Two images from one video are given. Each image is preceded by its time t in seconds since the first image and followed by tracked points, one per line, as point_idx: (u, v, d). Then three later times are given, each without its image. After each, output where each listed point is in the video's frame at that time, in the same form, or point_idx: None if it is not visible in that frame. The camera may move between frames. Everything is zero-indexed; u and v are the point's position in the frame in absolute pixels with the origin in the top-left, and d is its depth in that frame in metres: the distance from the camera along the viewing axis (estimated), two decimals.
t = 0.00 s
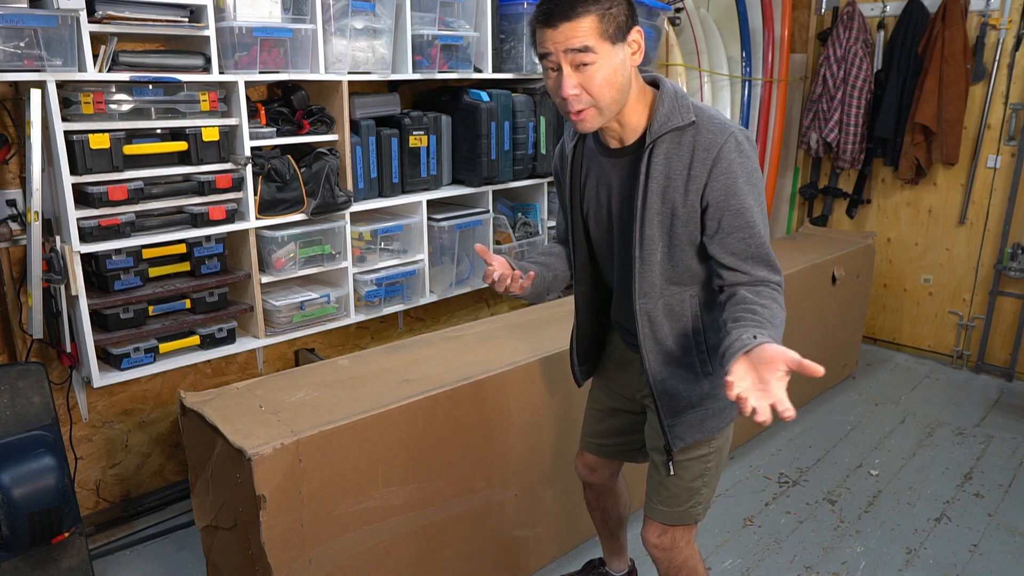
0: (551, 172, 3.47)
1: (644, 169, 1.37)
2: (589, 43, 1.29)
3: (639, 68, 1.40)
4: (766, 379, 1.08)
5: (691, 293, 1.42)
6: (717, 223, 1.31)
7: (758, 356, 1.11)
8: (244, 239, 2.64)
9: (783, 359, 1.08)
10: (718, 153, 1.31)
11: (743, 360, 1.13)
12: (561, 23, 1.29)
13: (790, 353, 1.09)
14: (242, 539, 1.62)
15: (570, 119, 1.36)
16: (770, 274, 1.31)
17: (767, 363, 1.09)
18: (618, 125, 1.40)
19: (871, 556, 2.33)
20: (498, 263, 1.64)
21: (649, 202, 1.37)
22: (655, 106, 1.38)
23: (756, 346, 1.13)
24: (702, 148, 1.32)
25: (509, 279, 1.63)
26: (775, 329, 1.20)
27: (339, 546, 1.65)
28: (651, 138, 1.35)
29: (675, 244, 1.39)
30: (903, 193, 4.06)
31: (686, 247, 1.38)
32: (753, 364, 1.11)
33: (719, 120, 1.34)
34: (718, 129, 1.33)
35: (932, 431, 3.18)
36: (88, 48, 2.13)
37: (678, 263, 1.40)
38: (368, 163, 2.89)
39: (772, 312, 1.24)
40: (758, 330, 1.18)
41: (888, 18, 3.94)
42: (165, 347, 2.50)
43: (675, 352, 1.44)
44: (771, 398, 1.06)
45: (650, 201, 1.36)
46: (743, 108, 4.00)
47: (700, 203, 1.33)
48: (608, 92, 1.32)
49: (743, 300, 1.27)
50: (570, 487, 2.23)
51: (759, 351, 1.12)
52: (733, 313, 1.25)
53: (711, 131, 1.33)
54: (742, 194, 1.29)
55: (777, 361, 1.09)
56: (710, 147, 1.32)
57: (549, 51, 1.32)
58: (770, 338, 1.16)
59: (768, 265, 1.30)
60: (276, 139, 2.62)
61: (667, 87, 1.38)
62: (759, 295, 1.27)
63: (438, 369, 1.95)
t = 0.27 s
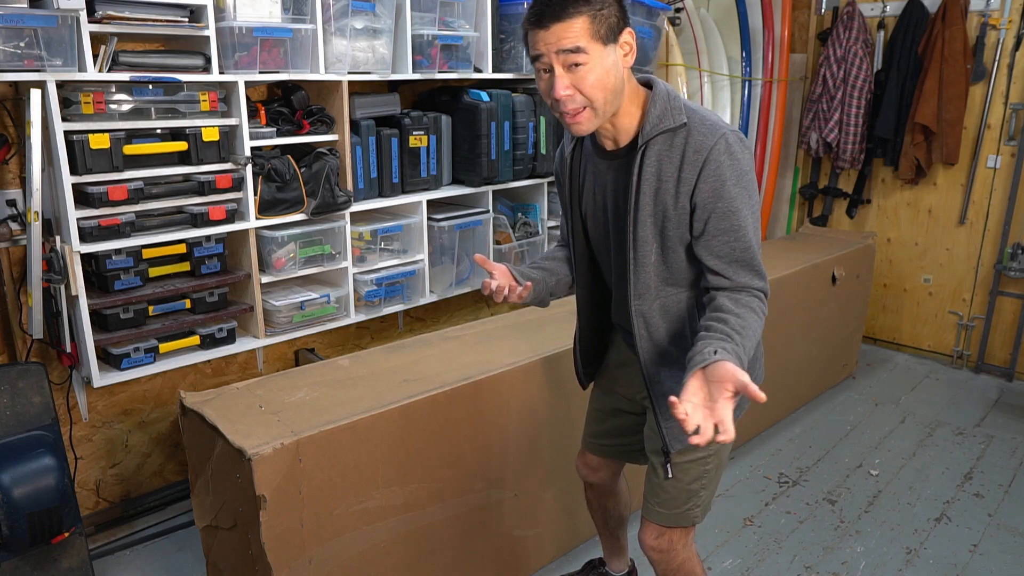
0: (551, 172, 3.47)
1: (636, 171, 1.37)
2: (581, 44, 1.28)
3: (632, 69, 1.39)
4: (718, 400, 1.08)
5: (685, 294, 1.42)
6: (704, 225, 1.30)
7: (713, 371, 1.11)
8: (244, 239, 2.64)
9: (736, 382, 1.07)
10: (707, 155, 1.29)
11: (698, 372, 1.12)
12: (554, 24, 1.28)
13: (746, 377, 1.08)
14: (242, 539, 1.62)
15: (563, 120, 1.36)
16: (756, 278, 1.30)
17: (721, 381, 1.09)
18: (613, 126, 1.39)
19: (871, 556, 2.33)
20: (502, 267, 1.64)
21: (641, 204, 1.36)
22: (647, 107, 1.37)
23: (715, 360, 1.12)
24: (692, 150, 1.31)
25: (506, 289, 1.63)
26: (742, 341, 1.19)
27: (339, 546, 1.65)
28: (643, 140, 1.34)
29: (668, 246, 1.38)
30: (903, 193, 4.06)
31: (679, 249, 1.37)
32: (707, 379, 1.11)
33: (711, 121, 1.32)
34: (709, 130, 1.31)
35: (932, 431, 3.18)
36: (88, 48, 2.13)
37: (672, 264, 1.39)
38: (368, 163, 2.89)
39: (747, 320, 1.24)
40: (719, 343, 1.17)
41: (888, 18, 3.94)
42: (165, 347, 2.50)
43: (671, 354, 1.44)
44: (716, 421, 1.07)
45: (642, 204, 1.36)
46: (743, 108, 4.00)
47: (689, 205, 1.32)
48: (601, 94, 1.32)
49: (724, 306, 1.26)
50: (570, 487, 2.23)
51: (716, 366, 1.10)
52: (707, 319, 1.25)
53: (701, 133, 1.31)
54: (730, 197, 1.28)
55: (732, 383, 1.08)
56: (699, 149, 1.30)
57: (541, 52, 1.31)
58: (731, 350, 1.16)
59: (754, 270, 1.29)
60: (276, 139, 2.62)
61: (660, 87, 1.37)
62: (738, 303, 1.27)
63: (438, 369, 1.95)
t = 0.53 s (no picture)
0: (551, 172, 3.47)
1: (634, 171, 1.37)
2: (578, 45, 1.28)
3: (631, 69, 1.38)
4: (696, 396, 1.09)
5: (684, 294, 1.41)
6: (700, 225, 1.30)
7: (693, 368, 1.11)
8: (244, 239, 2.64)
9: (715, 380, 1.07)
10: (703, 155, 1.29)
11: (679, 368, 1.13)
12: (552, 24, 1.28)
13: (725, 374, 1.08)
14: (242, 539, 1.62)
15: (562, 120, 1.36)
16: (750, 279, 1.30)
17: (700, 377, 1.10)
18: (612, 125, 1.39)
19: (871, 556, 2.33)
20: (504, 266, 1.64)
21: (639, 204, 1.36)
22: (646, 106, 1.37)
23: (697, 357, 1.12)
24: (689, 149, 1.31)
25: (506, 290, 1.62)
26: (729, 342, 1.19)
27: (339, 546, 1.65)
28: (641, 140, 1.34)
29: (666, 246, 1.38)
30: (903, 193, 4.06)
31: (677, 249, 1.37)
32: (687, 375, 1.11)
33: (708, 120, 1.32)
34: (706, 129, 1.31)
35: (932, 431, 3.18)
36: (88, 48, 2.13)
37: (671, 264, 1.39)
38: (368, 162, 2.89)
39: (737, 321, 1.24)
40: (704, 341, 1.17)
41: (888, 18, 3.94)
42: (165, 347, 2.50)
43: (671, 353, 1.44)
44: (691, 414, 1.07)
45: (640, 203, 1.36)
46: (743, 107, 4.00)
47: (686, 205, 1.32)
48: (598, 94, 1.31)
49: (717, 306, 1.26)
50: (570, 487, 2.22)
51: (697, 362, 1.11)
52: (698, 319, 1.25)
53: (698, 132, 1.31)
54: (726, 197, 1.27)
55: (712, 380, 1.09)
56: (696, 148, 1.30)
57: (538, 53, 1.31)
58: (716, 350, 1.16)
59: (749, 269, 1.29)
60: (276, 139, 2.62)
61: (659, 86, 1.37)
62: (732, 303, 1.27)
63: (438, 368, 1.95)
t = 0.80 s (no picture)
0: (552, 172, 3.47)
1: (634, 172, 1.37)
2: (576, 46, 1.28)
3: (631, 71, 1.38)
4: (690, 404, 1.08)
5: (685, 294, 1.41)
6: (700, 226, 1.30)
7: (688, 375, 1.11)
8: (245, 239, 2.64)
9: (708, 386, 1.07)
10: (703, 156, 1.29)
11: (674, 375, 1.12)
12: (552, 24, 1.28)
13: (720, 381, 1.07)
14: (242, 539, 1.62)
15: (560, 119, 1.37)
16: (751, 281, 1.30)
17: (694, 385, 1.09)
18: (611, 126, 1.39)
19: (871, 556, 2.33)
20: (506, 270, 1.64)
21: (639, 205, 1.36)
22: (645, 108, 1.37)
23: (692, 363, 1.12)
24: (689, 150, 1.31)
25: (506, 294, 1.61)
26: (727, 346, 1.19)
27: (339, 546, 1.65)
28: (641, 140, 1.34)
29: (666, 247, 1.38)
30: (903, 193, 4.06)
31: (677, 250, 1.37)
32: (682, 382, 1.11)
33: (708, 122, 1.32)
34: (706, 131, 1.31)
35: (932, 431, 3.18)
36: (88, 48, 2.13)
37: (671, 265, 1.39)
38: (368, 162, 2.89)
39: (735, 323, 1.23)
40: (700, 346, 1.17)
41: (888, 18, 3.94)
42: (165, 347, 2.50)
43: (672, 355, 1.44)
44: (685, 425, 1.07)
45: (640, 204, 1.36)
46: (743, 107, 4.00)
47: (685, 206, 1.32)
48: (596, 95, 1.31)
49: (716, 308, 1.26)
50: (570, 487, 2.23)
51: (692, 369, 1.10)
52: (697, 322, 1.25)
53: (698, 133, 1.31)
54: (725, 198, 1.27)
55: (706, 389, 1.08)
56: (696, 149, 1.30)
57: (537, 53, 1.31)
58: (712, 353, 1.15)
59: (749, 271, 1.29)
60: (276, 139, 2.62)
61: (659, 87, 1.37)
62: (731, 306, 1.27)
63: (438, 368, 1.95)
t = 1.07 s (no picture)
0: (551, 172, 3.47)
1: (638, 170, 1.36)
2: (545, 56, 1.31)
3: (622, 68, 1.36)
4: (675, 409, 1.10)
5: (686, 294, 1.41)
6: (702, 227, 1.30)
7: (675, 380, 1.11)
8: (244, 239, 2.64)
9: (693, 392, 1.08)
10: (708, 157, 1.29)
11: (662, 378, 1.13)
12: (530, 33, 1.31)
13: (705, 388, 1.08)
14: (242, 540, 1.62)
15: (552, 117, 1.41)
16: (751, 284, 1.29)
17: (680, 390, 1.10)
18: (612, 124, 1.40)
19: (871, 556, 2.33)
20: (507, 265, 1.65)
21: (643, 204, 1.36)
22: (650, 107, 1.36)
23: (681, 367, 1.12)
24: (693, 151, 1.30)
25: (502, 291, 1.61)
26: (721, 351, 1.19)
27: (339, 546, 1.66)
28: (646, 140, 1.34)
29: (668, 247, 1.38)
30: (903, 193, 4.06)
31: (679, 251, 1.37)
32: (669, 387, 1.11)
33: (715, 123, 1.32)
34: (712, 132, 1.31)
35: (931, 431, 3.18)
36: (88, 48, 2.13)
37: (673, 265, 1.39)
38: (368, 162, 2.89)
39: (731, 327, 1.24)
40: (692, 350, 1.17)
41: (888, 18, 3.94)
42: (165, 347, 2.50)
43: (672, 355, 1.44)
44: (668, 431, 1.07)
45: (643, 204, 1.36)
46: (743, 107, 4.00)
47: (688, 207, 1.32)
48: (570, 101, 1.34)
49: (714, 311, 1.26)
50: (570, 487, 2.23)
51: (680, 373, 1.11)
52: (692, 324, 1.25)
53: (704, 135, 1.31)
54: (728, 201, 1.27)
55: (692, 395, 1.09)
56: (701, 150, 1.30)
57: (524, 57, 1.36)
58: (702, 358, 1.16)
59: (750, 275, 1.29)
60: (276, 139, 2.62)
61: (666, 87, 1.36)
62: (730, 309, 1.27)
63: (438, 369, 1.95)
